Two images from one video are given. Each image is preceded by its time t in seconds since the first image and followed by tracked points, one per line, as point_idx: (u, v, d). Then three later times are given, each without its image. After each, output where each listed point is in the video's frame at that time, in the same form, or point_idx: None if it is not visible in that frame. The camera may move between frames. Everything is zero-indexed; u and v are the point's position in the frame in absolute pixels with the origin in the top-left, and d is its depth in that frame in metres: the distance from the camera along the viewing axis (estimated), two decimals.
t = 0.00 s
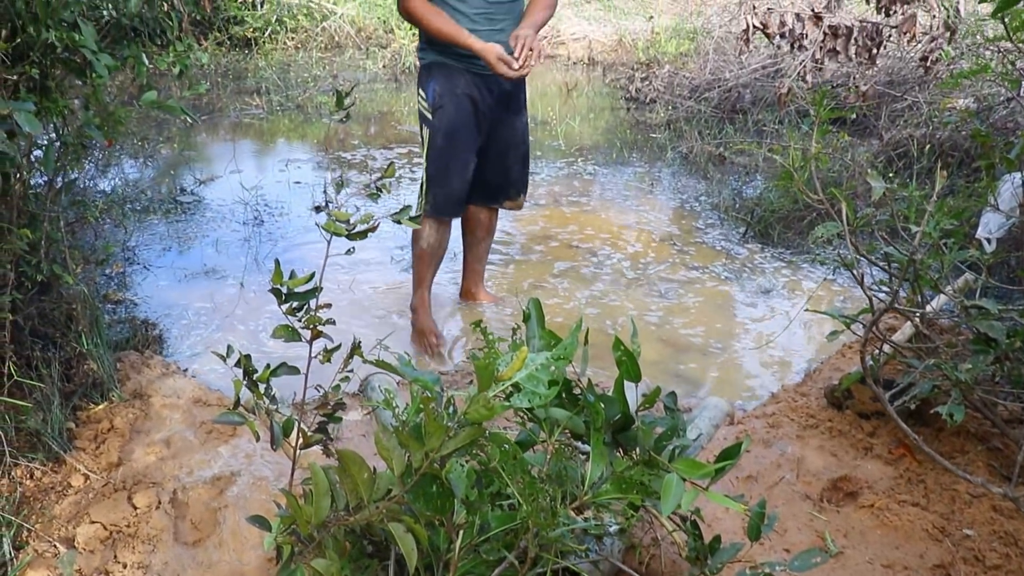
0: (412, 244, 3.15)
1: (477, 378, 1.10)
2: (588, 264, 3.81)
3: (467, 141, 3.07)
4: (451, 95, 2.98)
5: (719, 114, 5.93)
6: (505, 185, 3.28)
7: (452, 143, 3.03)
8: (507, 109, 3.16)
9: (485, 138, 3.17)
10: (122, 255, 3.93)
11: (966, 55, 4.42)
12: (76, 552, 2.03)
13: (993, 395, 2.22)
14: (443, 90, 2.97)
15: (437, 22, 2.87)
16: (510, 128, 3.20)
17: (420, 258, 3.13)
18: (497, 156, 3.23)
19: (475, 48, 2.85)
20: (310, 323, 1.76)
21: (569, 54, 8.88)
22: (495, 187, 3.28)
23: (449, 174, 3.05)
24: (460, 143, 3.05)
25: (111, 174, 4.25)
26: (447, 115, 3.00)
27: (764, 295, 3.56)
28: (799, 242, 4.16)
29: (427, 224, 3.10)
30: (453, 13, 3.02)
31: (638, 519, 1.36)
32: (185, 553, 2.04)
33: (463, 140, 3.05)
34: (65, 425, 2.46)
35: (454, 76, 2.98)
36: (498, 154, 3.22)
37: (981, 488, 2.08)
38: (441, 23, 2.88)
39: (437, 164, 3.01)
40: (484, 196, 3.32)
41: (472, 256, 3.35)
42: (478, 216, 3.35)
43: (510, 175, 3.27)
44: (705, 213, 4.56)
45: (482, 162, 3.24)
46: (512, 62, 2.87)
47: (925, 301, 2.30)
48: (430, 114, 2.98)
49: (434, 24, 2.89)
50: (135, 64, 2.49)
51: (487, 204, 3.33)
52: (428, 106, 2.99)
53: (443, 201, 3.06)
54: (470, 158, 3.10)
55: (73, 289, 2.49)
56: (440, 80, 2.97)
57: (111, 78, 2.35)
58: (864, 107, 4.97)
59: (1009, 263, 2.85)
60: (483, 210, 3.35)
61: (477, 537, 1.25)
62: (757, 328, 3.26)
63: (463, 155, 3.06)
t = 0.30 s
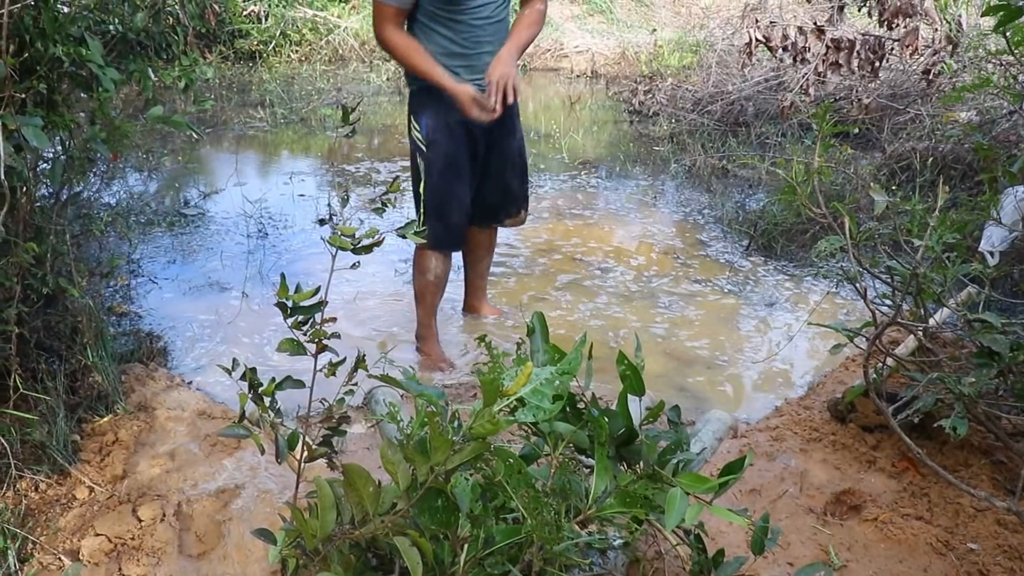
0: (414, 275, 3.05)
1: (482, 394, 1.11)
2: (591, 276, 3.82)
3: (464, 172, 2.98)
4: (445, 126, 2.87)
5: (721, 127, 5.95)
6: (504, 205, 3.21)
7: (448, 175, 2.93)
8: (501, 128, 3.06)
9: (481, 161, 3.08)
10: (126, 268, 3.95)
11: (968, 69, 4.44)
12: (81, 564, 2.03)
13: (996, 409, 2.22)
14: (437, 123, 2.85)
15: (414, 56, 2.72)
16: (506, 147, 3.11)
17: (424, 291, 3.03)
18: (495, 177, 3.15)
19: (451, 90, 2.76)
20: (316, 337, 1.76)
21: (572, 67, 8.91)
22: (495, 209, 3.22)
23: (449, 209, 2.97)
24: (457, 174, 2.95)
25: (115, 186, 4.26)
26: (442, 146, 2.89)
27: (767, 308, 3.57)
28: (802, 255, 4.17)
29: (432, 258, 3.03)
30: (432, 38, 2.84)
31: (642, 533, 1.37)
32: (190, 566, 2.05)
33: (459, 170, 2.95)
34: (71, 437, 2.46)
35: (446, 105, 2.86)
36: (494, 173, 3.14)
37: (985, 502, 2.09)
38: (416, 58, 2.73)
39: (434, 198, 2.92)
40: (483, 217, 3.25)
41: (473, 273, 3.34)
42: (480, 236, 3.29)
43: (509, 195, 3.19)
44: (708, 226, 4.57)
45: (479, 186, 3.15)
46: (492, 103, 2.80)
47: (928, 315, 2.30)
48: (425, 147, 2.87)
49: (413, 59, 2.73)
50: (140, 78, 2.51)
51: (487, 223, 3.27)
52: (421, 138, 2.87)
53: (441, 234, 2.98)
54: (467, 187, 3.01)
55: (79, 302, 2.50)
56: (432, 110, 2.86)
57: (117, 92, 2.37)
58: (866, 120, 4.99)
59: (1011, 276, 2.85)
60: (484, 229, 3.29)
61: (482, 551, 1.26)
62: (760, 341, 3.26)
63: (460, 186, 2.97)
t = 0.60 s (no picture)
0: (417, 290, 3.06)
1: (487, 401, 1.11)
2: (595, 283, 3.83)
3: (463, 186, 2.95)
4: (443, 140, 2.85)
5: (725, 134, 5.97)
6: (497, 211, 3.21)
7: (449, 190, 2.90)
8: (491, 135, 3.06)
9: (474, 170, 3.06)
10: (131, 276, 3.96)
11: (971, 75, 4.44)
12: (87, 571, 2.04)
13: (1001, 416, 2.23)
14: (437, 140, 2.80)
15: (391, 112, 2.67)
16: (495, 152, 3.11)
17: (427, 306, 3.04)
18: (487, 184, 3.15)
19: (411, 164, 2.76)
20: (321, 345, 1.77)
21: (575, 73, 8.93)
22: (488, 217, 3.21)
23: (452, 225, 2.94)
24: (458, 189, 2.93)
25: (120, 193, 4.28)
26: (442, 162, 2.86)
27: (771, 314, 3.57)
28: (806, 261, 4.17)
29: (434, 273, 3.02)
30: (428, 55, 2.78)
31: (647, 540, 1.37)
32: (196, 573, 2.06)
33: (459, 185, 2.93)
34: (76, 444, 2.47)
35: (443, 120, 2.84)
36: (486, 180, 3.14)
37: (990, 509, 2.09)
38: (394, 110, 2.68)
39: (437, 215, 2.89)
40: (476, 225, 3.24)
41: (475, 277, 3.35)
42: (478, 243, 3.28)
43: (501, 200, 3.20)
44: (712, 233, 4.58)
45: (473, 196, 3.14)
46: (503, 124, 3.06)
47: (932, 321, 2.30)
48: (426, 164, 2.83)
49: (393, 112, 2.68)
50: (145, 87, 2.52)
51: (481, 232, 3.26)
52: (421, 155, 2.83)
53: (443, 252, 2.96)
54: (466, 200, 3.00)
55: (84, 309, 2.52)
56: (430, 126, 2.83)
57: (123, 102, 2.38)
58: (869, 126, 5.00)
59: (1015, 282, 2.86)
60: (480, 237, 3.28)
61: (488, 558, 1.26)
62: (764, 347, 3.27)
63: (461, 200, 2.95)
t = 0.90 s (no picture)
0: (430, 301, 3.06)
1: (499, 410, 1.12)
2: (603, 290, 3.83)
3: (477, 198, 2.96)
4: (456, 154, 2.87)
5: (733, 140, 5.97)
6: (511, 217, 3.21)
7: (463, 204, 2.92)
8: (503, 144, 3.06)
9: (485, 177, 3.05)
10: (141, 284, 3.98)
11: (979, 81, 4.44)
12: None
13: (1012, 423, 2.22)
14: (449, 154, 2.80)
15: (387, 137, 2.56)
16: (508, 160, 3.11)
17: (439, 317, 3.04)
18: (496, 187, 3.13)
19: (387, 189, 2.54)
20: (331, 353, 1.78)
21: (582, 80, 8.94)
22: (502, 223, 3.21)
23: (466, 238, 2.97)
24: (472, 202, 2.94)
25: (130, 202, 4.31)
26: (455, 176, 2.89)
27: (779, 321, 3.56)
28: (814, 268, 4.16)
29: (449, 286, 3.03)
30: (438, 72, 2.80)
31: (657, 548, 1.38)
32: None
33: (473, 198, 2.94)
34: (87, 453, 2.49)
35: (455, 134, 2.87)
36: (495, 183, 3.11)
37: (1001, 516, 2.08)
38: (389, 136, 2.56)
39: (451, 229, 2.92)
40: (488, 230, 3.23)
41: (488, 279, 3.34)
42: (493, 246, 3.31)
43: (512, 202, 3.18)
44: (720, 239, 4.58)
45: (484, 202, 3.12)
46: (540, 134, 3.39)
47: (941, 328, 2.30)
48: (439, 180, 2.86)
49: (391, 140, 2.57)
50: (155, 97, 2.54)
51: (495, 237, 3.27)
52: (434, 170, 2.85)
53: (460, 265, 2.99)
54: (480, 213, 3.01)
55: (95, 317, 2.54)
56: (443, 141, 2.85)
57: (134, 112, 2.41)
58: (877, 132, 4.99)
59: None
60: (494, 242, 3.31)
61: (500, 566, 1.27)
62: (773, 354, 3.26)
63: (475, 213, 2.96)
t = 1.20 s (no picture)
0: (438, 304, 3.06)
1: (508, 415, 1.13)
2: (609, 295, 3.84)
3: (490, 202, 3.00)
4: (470, 160, 2.90)
5: (739, 145, 5.97)
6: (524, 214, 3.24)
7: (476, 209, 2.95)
8: (513, 144, 3.09)
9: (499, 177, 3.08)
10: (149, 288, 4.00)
11: (986, 86, 4.43)
12: None
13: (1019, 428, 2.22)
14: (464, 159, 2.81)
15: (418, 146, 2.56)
16: (518, 160, 3.14)
17: (447, 321, 3.05)
18: (508, 187, 3.16)
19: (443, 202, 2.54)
20: (340, 357, 1.79)
21: (588, 85, 8.95)
22: (515, 221, 3.24)
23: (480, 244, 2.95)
24: (485, 205, 2.97)
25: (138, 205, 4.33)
26: (469, 181, 2.91)
27: (786, 326, 3.56)
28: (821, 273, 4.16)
29: (459, 291, 3.02)
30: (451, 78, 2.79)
31: (665, 551, 1.38)
32: None
33: (485, 201, 2.97)
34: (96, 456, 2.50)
35: (469, 140, 2.88)
36: (506, 182, 3.14)
37: (1009, 521, 2.08)
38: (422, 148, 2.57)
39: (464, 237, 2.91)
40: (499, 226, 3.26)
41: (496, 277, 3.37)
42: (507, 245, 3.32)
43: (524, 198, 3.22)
44: (727, 244, 4.58)
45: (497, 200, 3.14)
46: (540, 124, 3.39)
47: (948, 333, 2.30)
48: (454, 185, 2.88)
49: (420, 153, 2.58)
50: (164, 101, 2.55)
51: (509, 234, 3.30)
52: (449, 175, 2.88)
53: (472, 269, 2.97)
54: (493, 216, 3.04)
55: (104, 321, 2.55)
56: (457, 146, 2.87)
57: (142, 117, 2.42)
58: (885, 136, 4.99)
59: None
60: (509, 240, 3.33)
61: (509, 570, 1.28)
62: (779, 358, 3.26)
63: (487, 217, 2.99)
